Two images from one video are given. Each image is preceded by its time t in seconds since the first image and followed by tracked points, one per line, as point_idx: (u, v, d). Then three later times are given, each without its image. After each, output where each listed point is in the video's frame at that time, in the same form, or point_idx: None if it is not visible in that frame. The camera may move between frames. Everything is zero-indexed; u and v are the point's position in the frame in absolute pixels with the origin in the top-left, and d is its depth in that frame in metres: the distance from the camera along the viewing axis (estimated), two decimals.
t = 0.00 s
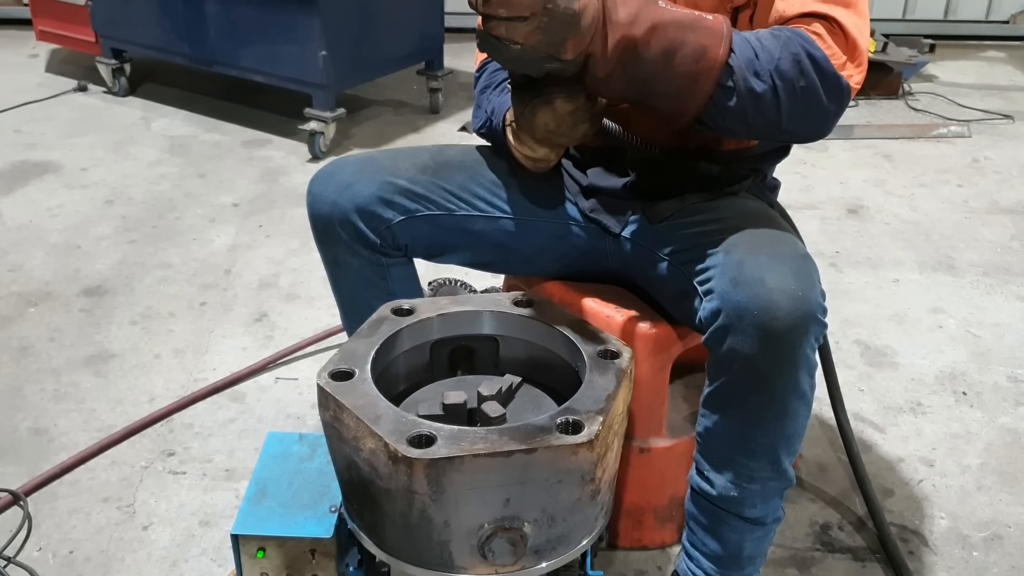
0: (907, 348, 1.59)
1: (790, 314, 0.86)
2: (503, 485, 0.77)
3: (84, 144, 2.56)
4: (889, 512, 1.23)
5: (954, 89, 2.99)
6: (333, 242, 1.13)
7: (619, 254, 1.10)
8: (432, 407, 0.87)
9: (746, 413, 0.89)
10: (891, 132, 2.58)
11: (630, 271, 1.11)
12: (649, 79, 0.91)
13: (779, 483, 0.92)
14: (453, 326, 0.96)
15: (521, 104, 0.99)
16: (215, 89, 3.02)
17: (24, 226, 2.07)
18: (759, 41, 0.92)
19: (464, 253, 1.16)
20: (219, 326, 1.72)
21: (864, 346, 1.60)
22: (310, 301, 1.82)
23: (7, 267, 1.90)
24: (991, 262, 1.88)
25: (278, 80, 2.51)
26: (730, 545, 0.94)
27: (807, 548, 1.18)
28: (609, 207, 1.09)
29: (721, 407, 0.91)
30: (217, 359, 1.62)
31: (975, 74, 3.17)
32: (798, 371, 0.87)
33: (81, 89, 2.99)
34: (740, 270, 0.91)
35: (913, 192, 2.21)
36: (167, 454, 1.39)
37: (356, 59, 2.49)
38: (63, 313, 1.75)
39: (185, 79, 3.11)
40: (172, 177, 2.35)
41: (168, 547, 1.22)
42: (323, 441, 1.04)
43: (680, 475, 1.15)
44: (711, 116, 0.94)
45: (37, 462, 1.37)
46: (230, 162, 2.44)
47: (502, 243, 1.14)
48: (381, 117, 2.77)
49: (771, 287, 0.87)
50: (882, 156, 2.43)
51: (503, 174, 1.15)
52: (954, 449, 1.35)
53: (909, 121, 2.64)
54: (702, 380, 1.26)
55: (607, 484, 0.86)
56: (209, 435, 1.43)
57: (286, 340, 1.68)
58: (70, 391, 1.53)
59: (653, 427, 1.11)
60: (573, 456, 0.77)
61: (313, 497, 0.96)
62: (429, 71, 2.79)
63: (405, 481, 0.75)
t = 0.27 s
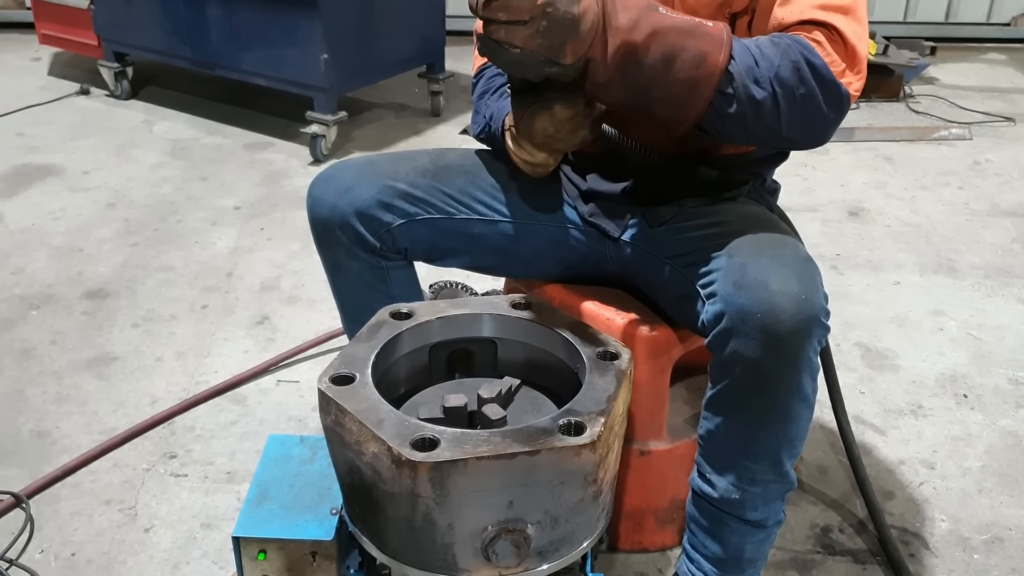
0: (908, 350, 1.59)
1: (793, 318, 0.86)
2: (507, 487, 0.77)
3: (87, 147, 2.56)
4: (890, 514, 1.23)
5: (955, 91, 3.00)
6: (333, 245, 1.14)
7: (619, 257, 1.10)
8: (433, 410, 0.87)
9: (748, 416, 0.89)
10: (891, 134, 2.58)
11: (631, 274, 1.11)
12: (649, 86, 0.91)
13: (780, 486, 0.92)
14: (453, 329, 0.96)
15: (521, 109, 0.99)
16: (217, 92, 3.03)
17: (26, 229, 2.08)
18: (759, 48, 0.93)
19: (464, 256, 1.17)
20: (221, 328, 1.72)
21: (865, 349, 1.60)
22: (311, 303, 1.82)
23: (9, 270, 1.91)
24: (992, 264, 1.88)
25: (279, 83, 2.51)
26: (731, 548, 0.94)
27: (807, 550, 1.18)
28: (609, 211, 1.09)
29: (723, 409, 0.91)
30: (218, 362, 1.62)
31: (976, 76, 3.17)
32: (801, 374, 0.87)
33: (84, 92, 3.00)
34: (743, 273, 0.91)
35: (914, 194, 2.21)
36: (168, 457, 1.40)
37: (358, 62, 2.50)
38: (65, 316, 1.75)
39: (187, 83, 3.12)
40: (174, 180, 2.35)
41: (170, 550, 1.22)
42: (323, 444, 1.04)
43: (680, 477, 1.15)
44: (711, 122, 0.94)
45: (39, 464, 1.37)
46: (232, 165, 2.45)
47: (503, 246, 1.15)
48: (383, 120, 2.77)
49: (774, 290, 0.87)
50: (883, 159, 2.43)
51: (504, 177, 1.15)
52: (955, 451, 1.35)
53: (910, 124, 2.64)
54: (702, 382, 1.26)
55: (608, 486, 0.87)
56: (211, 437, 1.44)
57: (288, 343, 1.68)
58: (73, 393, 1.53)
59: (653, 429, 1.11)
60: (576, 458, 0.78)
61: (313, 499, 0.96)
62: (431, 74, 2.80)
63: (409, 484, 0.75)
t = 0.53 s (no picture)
0: (908, 351, 1.59)
1: (792, 319, 0.86)
2: (509, 488, 0.77)
3: (88, 149, 2.57)
4: (890, 515, 1.24)
5: (955, 91, 3.00)
6: (333, 247, 1.14)
7: (618, 259, 1.10)
8: (433, 412, 0.87)
9: (748, 416, 0.89)
10: (891, 134, 2.58)
11: (630, 276, 1.11)
12: (647, 95, 0.91)
13: (780, 487, 0.92)
14: (453, 331, 0.96)
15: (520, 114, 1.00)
16: (218, 94, 3.03)
17: (28, 232, 2.08)
18: (757, 57, 0.93)
19: (464, 258, 1.17)
20: (222, 330, 1.73)
21: (865, 349, 1.60)
22: (312, 305, 1.83)
23: (11, 272, 1.91)
24: (992, 264, 1.88)
25: (280, 85, 2.52)
26: (731, 548, 0.95)
27: (807, 551, 1.19)
28: (608, 213, 1.10)
29: (722, 410, 0.91)
30: (220, 363, 1.63)
31: (976, 76, 3.17)
32: (800, 375, 0.87)
33: (85, 94, 3.00)
34: (742, 275, 0.91)
35: (914, 194, 2.21)
36: (170, 458, 1.40)
37: (358, 64, 2.50)
38: (67, 318, 1.76)
39: (188, 85, 3.12)
40: (175, 182, 2.36)
41: (171, 551, 1.23)
42: (324, 446, 1.04)
43: (681, 477, 1.15)
44: (709, 130, 0.95)
45: (41, 466, 1.38)
46: (233, 167, 2.45)
47: (502, 248, 1.15)
48: (383, 121, 2.78)
49: (772, 291, 0.88)
50: (883, 159, 2.43)
51: (504, 179, 1.16)
52: (955, 451, 1.35)
53: (910, 124, 2.64)
54: (701, 383, 1.26)
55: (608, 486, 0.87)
56: (212, 439, 1.44)
57: (289, 344, 1.69)
58: (74, 395, 1.54)
59: (654, 430, 1.12)
60: (578, 458, 0.78)
61: (314, 501, 0.97)
62: (431, 76, 2.80)
63: (412, 487, 0.76)
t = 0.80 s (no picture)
0: (906, 351, 1.60)
1: (789, 323, 0.87)
2: (513, 490, 0.78)
3: (90, 151, 2.58)
4: (887, 515, 1.25)
5: (955, 91, 3.00)
6: (335, 251, 1.15)
7: (618, 262, 1.12)
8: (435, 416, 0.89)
9: (745, 419, 0.90)
10: (891, 135, 2.59)
11: (629, 279, 1.12)
12: (649, 104, 0.92)
13: (777, 488, 0.94)
14: (453, 335, 0.98)
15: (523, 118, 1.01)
16: (220, 95, 3.04)
17: (32, 234, 2.10)
18: (756, 66, 0.94)
19: (465, 262, 1.18)
20: (225, 332, 1.74)
21: (863, 350, 1.61)
22: (314, 306, 1.84)
23: (15, 274, 1.93)
24: (990, 265, 1.89)
25: (282, 87, 2.53)
26: (729, 549, 0.96)
27: (805, 551, 1.20)
28: (607, 217, 1.11)
29: (720, 413, 0.92)
30: (223, 365, 1.64)
31: (976, 76, 3.17)
32: (797, 378, 0.89)
33: (87, 96, 3.01)
34: (739, 279, 0.92)
35: (913, 195, 2.22)
36: (174, 460, 1.41)
37: (359, 66, 2.51)
38: (71, 320, 1.77)
39: (190, 86, 3.13)
40: (177, 183, 2.37)
41: (176, 552, 1.24)
42: (326, 448, 1.05)
43: (680, 478, 1.16)
44: (709, 139, 0.96)
45: (46, 468, 1.39)
46: (235, 168, 2.47)
47: (504, 252, 1.16)
48: (385, 122, 2.79)
49: (770, 296, 0.89)
50: (883, 159, 2.44)
51: (504, 183, 1.17)
52: (953, 452, 1.37)
53: (909, 124, 2.65)
54: (700, 385, 1.28)
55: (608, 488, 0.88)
56: (215, 441, 1.45)
57: (291, 346, 1.70)
58: (79, 397, 1.55)
59: (653, 431, 1.13)
60: (580, 459, 0.79)
61: (317, 502, 0.98)
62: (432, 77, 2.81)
63: (417, 491, 0.77)
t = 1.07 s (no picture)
0: (905, 353, 1.61)
1: (785, 330, 0.89)
2: (517, 495, 0.80)
3: (95, 154, 2.60)
4: (885, 516, 1.26)
5: (955, 91, 3.01)
6: (339, 257, 1.16)
7: (618, 267, 1.13)
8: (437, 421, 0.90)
9: (743, 423, 0.92)
10: (891, 136, 2.60)
11: (629, 283, 1.14)
12: (668, 118, 0.94)
13: (774, 492, 0.95)
14: (454, 341, 0.99)
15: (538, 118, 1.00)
16: (224, 98, 3.06)
17: (37, 237, 2.11)
18: (767, 82, 0.95)
19: (467, 267, 1.20)
20: (229, 335, 1.76)
21: (863, 352, 1.62)
22: (317, 309, 1.85)
23: (21, 278, 1.94)
24: (989, 266, 1.90)
25: (284, 90, 2.54)
26: (727, 551, 0.97)
27: (803, 552, 1.21)
28: (607, 223, 1.12)
29: (719, 418, 0.94)
30: (227, 367, 1.66)
31: (977, 76, 3.18)
32: (794, 384, 0.90)
33: (91, 98, 3.03)
34: (737, 286, 0.94)
35: (913, 196, 2.23)
36: (179, 462, 1.43)
37: (362, 68, 2.53)
38: (77, 323, 1.79)
39: (193, 88, 3.15)
40: (181, 186, 2.39)
41: (181, 553, 1.25)
42: (330, 452, 1.07)
43: (680, 480, 1.18)
44: (723, 153, 0.97)
45: (53, 470, 1.41)
46: (238, 171, 2.48)
47: (505, 258, 1.17)
48: (387, 124, 2.80)
49: (767, 303, 0.90)
50: (883, 161, 2.45)
51: (506, 189, 1.18)
52: (950, 454, 1.38)
53: (910, 125, 2.66)
54: (699, 388, 1.29)
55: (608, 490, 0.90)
56: (220, 443, 1.47)
57: (295, 348, 1.72)
58: (85, 399, 1.57)
59: (653, 434, 1.15)
60: (582, 463, 0.81)
61: (322, 506, 0.99)
62: (434, 79, 2.82)
63: (423, 496, 0.78)
